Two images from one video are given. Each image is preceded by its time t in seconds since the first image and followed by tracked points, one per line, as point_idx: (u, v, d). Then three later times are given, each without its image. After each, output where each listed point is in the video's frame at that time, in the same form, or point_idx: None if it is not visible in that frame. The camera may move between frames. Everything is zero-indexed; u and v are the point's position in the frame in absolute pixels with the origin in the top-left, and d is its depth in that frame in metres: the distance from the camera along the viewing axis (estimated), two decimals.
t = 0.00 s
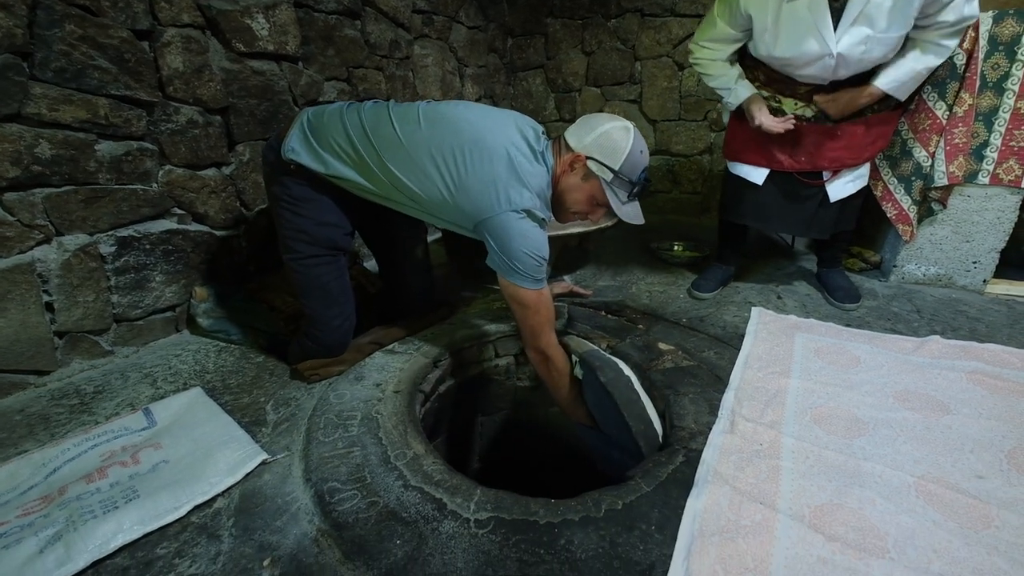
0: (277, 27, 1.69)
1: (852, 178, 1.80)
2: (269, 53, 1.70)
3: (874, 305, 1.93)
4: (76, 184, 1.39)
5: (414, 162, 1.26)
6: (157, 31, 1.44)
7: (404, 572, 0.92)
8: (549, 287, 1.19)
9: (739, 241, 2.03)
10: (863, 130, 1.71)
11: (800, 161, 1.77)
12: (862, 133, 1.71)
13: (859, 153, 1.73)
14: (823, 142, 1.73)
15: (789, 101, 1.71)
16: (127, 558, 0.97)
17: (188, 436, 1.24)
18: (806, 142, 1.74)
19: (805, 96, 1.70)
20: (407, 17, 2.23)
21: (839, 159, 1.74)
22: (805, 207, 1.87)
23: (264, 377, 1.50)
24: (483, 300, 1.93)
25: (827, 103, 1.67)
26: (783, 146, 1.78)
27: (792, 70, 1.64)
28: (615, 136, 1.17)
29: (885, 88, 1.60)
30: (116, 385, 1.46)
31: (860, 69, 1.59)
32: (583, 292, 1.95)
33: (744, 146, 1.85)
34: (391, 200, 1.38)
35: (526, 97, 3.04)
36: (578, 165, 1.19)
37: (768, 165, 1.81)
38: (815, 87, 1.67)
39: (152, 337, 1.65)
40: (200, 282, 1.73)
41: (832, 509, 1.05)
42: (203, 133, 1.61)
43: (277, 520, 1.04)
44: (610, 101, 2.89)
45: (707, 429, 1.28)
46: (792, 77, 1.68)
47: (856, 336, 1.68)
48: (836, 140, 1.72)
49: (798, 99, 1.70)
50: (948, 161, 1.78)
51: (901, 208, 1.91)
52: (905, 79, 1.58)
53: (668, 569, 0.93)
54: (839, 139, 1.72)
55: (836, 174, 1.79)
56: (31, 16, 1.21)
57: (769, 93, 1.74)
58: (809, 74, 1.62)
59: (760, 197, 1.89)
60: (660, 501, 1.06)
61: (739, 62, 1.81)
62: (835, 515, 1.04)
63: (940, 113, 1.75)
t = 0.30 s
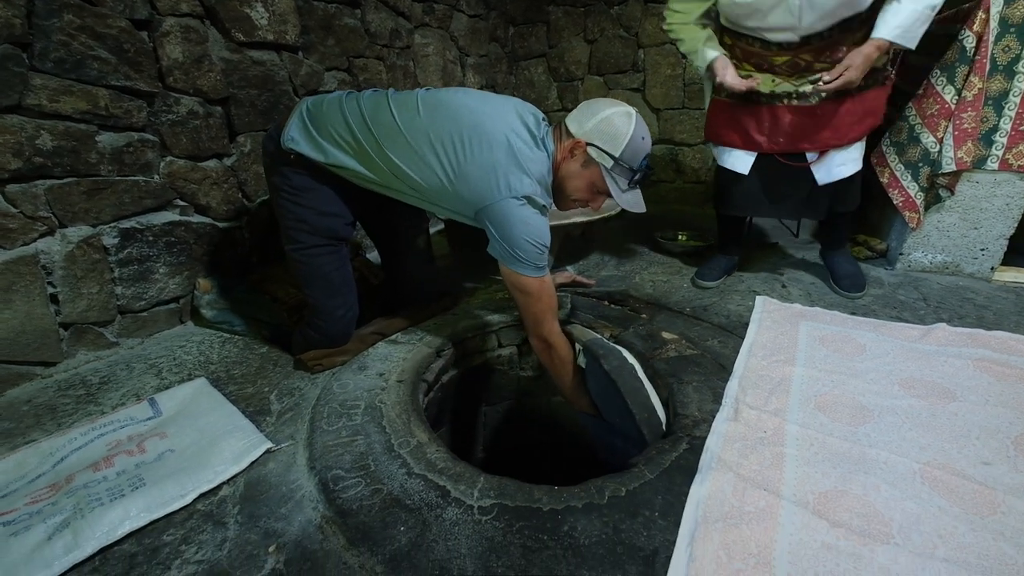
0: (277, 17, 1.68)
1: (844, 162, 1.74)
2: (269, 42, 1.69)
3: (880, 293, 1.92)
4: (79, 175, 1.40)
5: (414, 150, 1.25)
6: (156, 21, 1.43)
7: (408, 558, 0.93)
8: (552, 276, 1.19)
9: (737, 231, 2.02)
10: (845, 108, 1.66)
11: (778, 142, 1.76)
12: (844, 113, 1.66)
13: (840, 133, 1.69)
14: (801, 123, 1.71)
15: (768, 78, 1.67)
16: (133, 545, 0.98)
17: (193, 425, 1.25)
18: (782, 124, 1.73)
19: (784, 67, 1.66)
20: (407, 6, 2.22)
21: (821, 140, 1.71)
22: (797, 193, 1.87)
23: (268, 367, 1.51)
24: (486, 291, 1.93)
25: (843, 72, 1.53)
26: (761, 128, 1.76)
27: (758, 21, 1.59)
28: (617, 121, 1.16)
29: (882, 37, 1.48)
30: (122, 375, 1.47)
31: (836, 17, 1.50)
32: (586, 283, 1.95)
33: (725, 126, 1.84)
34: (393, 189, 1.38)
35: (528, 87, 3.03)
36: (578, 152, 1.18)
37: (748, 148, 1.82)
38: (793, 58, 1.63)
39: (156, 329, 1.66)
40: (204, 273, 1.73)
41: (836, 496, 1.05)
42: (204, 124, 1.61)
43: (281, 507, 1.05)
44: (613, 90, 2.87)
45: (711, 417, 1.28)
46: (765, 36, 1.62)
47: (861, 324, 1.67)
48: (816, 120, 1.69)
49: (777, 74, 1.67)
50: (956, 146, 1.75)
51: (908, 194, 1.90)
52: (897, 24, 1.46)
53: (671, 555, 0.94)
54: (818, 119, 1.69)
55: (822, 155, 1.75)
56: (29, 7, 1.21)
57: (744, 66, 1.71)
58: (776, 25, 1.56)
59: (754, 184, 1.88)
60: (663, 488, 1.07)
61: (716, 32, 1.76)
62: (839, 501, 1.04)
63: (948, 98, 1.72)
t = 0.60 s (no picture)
0: (279, 22, 1.69)
1: (784, 152, 1.52)
2: (271, 47, 1.69)
3: (883, 291, 1.91)
4: (83, 180, 1.40)
5: (413, 152, 1.26)
6: (159, 27, 1.44)
7: (410, 560, 0.93)
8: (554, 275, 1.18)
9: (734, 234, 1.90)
10: (793, 89, 1.48)
11: (725, 131, 1.62)
12: (795, 97, 1.48)
13: (789, 117, 1.50)
14: (747, 106, 1.55)
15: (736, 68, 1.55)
16: (138, 548, 0.99)
17: (197, 428, 1.25)
18: (728, 109, 1.59)
19: (749, 58, 1.55)
20: (407, 10, 2.22)
21: (769, 123, 1.52)
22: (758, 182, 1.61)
23: (270, 370, 1.51)
24: (488, 292, 1.93)
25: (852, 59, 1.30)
26: (711, 116, 1.66)
27: None
28: (613, 119, 1.16)
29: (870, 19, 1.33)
30: (126, 379, 1.47)
31: None
32: (589, 283, 1.94)
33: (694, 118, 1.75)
34: (393, 192, 1.38)
35: (529, 88, 3.02)
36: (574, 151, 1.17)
37: (705, 140, 1.73)
38: (756, 45, 1.53)
39: (160, 332, 1.67)
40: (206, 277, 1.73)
41: (840, 496, 1.05)
42: (207, 128, 1.61)
43: (285, 510, 1.05)
44: (613, 90, 2.87)
45: (714, 417, 1.28)
46: (728, 16, 1.55)
47: (865, 323, 1.66)
48: (763, 105, 1.53)
49: (741, 62, 1.57)
50: (958, 143, 1.74)
51: (910, 192, 1.89)
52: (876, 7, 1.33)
53: (674, 555, 0.94)
54: (764, 102, 1.52)
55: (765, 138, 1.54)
56: (34, 14, 1.22)
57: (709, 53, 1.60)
58: (735, 1, 1.50)
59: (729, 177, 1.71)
60: (667, 489, 1.07)
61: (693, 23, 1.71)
62: (843, 501, 1.04)
63: (949, 95, 1.72)
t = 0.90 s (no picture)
0: (278, 25, 1.69)
1: (754, 185, 1.38)
2: (270, 50, 1.70)
3: (879, 294, 1.92)
4: (82, 182, 1.41)
5: (410, 157, 1.26)
6: (158, 30, 1.44)
7: (407, 562, 0.93)
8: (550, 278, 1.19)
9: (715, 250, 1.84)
10: (750, 121, 1.36)
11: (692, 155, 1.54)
12: (753, 128, 1.36)
13: (743, 150, 1.38)
14: (709, 136, 1.46)
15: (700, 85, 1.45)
16: (135, 550, 0.99)
17: (194, 430, 1.25)
18: (692, 136, 1.52)
19: (715, 73, 1.44)
20: (406, 13, 2.23)
21: (723, 154, 1.43)
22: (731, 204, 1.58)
23: (268, 372, 1.51)
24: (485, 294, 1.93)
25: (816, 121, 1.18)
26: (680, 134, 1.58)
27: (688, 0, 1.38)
28: (604, 125, 1.16)
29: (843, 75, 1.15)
30: (123, 381, 1.47)
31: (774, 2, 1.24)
32: (586, 286, 1.94)
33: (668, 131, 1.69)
34: (390, 195, 1.39)
35: (527, 92, 3.03)
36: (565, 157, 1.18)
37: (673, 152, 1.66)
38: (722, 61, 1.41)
39: (157, 334, 1.67)
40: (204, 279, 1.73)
41: (835, 498, 1.05)
42: (205, 130, 1.61)
43: (281, 512, 1.05)
44: (611, 94, 2.88)
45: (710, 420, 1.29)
46: (693, 23, 1.42)
47: (860, 326, 1.67)
48: (720, 134, 1.43)
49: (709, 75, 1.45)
50: (953, 147, 1.74)
51: (905, 196, 1.90)
52: (852, 59, 1.13)
53: (670, 558, 0.94)
54: (723, 132, 1.42)
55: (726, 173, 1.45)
56: (34, 16, 1.22)
57: (674, 72, 1.52)
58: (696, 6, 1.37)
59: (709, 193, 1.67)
60: (663, 491, 1.07)
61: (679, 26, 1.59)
62: (838, 503, 1.04)
63: (944, 100, 1.73)
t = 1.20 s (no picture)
0: (284, 28, 1.70)
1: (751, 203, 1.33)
2: (276, 53, 1.71)
3: (882, 299, 1.92)
4: (88, 182, 1.41)
5: (413, 161, 1.27)
6: (166, 32, 1.45)
7: (410, 564, 0.94)
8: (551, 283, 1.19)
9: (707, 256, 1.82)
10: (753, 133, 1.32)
11: (689, 166, 1.51)
12: (755, 140, 1.33)
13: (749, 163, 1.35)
14: (707, 146, 1.43)
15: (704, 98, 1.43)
16: (139, 550, 0.99)
17: (198, 430, 1.26)
18: (689, 146, 1.48)
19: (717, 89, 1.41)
20: (411, 16, 2.24)
21: (728, 167, 1.40)
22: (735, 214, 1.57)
23: (271, 373, 1.51)
24: (488, 297, 1.93)
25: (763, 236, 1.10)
26: (674, 143, 1.53)
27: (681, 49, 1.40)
28: (605, 134, 1.14)
29: (779, 181, 1.05)
30: (127, 380, 1.48)
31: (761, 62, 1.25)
32: (589, 289, 1.94)
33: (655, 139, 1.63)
34: (393, 199, 1.40)
35: (530, 95, 3.04)
36: (566, 166, 1.17)
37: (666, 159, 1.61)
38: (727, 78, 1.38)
39: (162, 334, 1.67)
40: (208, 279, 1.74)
41: (838, 504, 1.05)
42: (211, 132, 1.62)
43: (285, 513, 1.06)
44: (614, 98, 2.89)
45: (713, 425, 1.29)
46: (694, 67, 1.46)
47: (863, 331, 1.67)
48: (722, 146, 1.39)
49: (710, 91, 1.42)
50: (956, 154, 1.74)
51: (908, 202, 1.90)
52: (789, 163, 1.04)
53: (672, 562, 0.95)
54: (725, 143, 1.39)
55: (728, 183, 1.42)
56: (44, 18, 1.23)
57: (669, 105, 1.51)
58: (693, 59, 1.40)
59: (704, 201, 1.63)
60: (665, 495, 1.08)
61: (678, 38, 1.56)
62: (841, 509, 1.04)
63: (947, 106, 1.73)
